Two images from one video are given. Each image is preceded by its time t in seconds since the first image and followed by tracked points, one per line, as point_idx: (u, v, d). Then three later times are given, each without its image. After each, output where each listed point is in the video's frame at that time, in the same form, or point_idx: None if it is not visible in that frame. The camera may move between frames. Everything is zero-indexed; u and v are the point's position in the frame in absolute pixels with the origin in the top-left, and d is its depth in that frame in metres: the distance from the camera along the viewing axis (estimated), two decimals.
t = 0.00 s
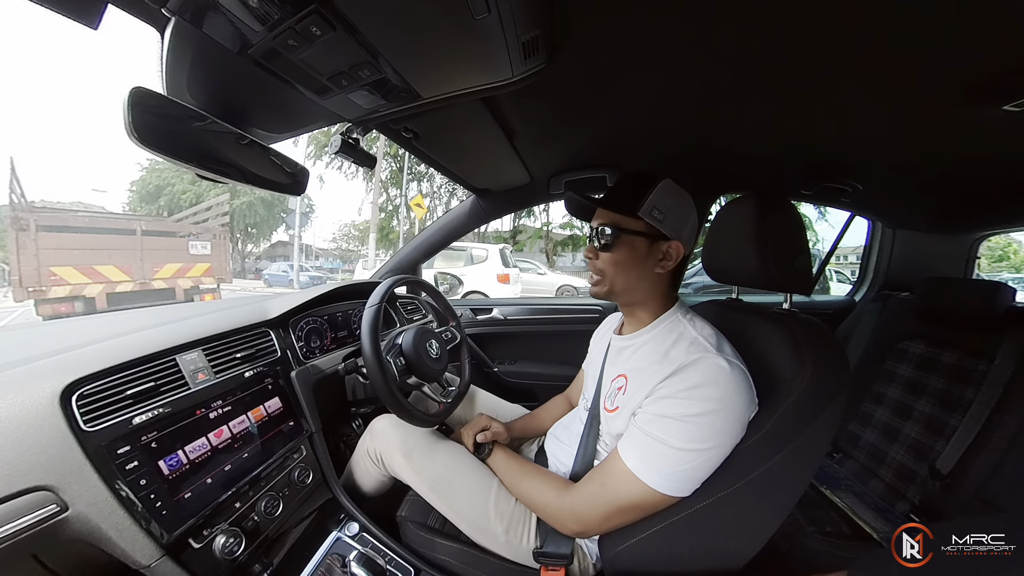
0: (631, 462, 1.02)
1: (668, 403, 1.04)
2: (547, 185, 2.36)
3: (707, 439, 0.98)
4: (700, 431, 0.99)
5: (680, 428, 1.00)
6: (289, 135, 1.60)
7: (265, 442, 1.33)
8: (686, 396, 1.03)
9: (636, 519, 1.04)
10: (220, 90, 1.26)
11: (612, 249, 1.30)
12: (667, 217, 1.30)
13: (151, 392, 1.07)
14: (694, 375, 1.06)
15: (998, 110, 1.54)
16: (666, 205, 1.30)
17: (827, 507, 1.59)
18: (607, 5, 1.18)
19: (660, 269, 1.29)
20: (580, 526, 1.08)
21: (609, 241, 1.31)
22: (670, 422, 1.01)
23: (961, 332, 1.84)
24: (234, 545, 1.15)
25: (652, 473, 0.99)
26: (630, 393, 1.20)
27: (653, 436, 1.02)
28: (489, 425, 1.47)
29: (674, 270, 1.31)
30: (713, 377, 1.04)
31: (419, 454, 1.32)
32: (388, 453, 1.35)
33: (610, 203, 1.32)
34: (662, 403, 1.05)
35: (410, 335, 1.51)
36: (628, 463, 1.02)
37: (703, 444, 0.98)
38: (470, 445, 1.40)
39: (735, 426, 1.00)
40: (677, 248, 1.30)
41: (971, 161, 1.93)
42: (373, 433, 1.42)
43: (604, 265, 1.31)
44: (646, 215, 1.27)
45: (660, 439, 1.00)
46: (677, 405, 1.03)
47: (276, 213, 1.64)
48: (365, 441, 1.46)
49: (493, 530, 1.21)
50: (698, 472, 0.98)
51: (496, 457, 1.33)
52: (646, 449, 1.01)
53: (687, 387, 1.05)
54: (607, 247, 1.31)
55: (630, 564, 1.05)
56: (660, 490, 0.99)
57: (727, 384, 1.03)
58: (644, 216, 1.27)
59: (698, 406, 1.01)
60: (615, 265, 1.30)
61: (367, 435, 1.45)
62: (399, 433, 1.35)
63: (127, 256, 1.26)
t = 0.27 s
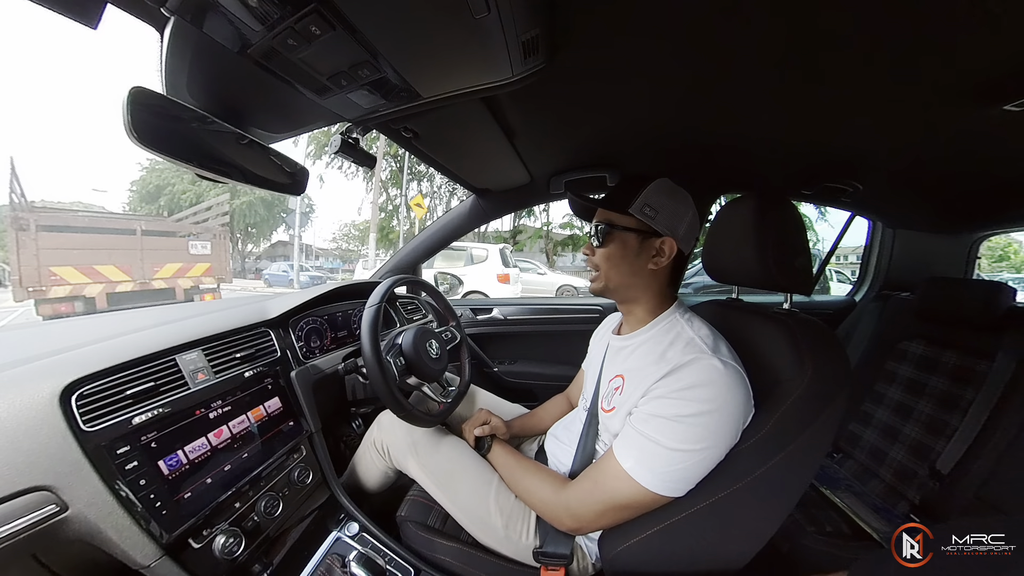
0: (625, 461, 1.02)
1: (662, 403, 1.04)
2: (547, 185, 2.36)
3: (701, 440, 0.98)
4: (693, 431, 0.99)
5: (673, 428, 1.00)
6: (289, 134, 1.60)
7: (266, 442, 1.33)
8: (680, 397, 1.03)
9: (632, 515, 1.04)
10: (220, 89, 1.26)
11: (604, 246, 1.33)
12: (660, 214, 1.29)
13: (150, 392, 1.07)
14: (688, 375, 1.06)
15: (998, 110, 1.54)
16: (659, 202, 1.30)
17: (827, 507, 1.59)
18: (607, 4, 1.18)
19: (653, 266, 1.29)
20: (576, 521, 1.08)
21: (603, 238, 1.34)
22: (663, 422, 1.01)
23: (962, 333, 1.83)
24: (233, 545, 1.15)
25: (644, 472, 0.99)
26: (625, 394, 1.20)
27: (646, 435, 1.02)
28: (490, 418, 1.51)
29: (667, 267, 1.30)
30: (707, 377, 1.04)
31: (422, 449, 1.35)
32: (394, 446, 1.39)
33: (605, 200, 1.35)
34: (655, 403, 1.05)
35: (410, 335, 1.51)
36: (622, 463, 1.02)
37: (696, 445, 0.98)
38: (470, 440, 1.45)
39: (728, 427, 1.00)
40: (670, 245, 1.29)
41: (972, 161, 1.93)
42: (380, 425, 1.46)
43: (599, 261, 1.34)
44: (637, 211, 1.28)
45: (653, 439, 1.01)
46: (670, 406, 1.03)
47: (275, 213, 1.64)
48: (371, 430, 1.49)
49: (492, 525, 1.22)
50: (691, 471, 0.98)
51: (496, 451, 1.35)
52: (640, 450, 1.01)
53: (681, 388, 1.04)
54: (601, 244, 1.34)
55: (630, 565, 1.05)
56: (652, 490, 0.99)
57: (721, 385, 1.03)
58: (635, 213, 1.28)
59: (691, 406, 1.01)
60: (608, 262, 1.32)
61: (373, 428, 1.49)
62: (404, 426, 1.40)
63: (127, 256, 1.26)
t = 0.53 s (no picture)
0: (628, 465, 1.02)
1: (666, 407, 1.04)
2: (547, 185, 2.36)
3: (705, 444, 0.98)
4: (697, 437, 0.98)
5: (677, 433, 0.99)
6: (290, 134, 1.60)
7: (265, 442, 1.33)
8: (684, 401, 1.03)
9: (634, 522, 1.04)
10: (220, 89, 1.26)
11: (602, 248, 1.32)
12: (659, 216, 1.30)
13: (150, 392, 1.08)
14: (691, 379, 1.06)
15: (998, 110, 1.54)
16: (658, 204, 1.30)
17: (826, 507, 1.59)
18: (607, 5, 1.18)
19: (652, 269, 1.28)
20: (578, 529, 1.08)
21: (601, 240, 1.33)
22: (667, 427, 1.01)
23: (962, 333, 1.83)
24: (233, 545, 1.15)
25: (648, 477, 0.99)
26: (627, 396, 1.20)
27: (650, 440, 1.02)
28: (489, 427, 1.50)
29: (666, 270, 1.30)
30: (711, 381, 1.04)
31: (407, 472, 1.27)
32: (376, 471, 1.31)
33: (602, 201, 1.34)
34: (658, 408, 1.05)
35: (410, 335, 1.51)
36: (625, 467, 1.02)
37: (700, 450, 0.98)
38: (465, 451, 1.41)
39: (732, 431, 1.00)
40: (670, 247, 1.29)
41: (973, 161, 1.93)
42: (357, 450, 1.39)
43: (597, 264, 1.34)
44: (636, 214, 1.28)
45: (657, 443, 1.00)
46: (674, 410, 1.03)
47: (276, 213, 1.64)
48: (349, 458, 1.43)
49: (493, 540, 1.21)
50: (694, 476, 0.98)
51: (492, 466, 1.32)
52: (643, 454, 1.01)
53: (685, 392, 1.04)
54: (600, 246, 1.33)
55: (629, 565, 1.05)
56: (656, 494, 0.99)
57: (724, 389, 1.02)
58: (634, 215, 1.27)
59: (695, 411, 1.01)
60: (607, 264, 1.31)
61: (352, 454, 1.42)
62: (385, 451, 1.31)
63: (127, 256, 1.26)
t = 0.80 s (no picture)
0: (632, 463, 1.02)
1: (671, 405, 1.04)
2: (547, 185, 2.36)
3: (709, 442, 0.98)
4: (702, 434, 0.98)
5: (682, 431, 1.00)
6: (290, 134, 1.60)
7: (265, 442, 1.33)
8: (689, 399, 1.03)
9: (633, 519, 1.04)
10: (220, 89, 1.26)
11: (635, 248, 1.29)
12: (687, 219, 1.35)
13: (150, 392, 1.08)
14: (696, 377, 1.06)
15: (998, 110, 1.54)
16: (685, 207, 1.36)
17: (827, 507, 1.59)
18: (606, 5, 1.18)
19: (679, 270, 1.32)
20: (578, 526, 1.09)
21: (637, 240, 1.29)
22: (673, 424, 1.01)
23: (962, 333, 1.83)
24: (233, 545, 1.15)
25: (653, 475, 0.99)
26: (631, 395, 1.20)
27: (654, 438, 1.02)
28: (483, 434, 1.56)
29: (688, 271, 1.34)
30: (716, 379, 1.04)
31: (402, 478, 1.27)
32: (370, 480, 1.31)
33: (631, 199, 1.31)
34: (664, 405, 1.05)
35: (411, 335, 1.51)
36: (629, 464, 1.03)
37: (705, 448, 0.98)
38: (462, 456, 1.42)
39: (737, 430, 1.00)
40: (694, 250, 1.35)
41: (973, 161, 1.93)
42: (349, 462, 1.38)
43: (629, 264, 1.29)
44: (673, 214, 1.31)
45: (662, 441, 1.01)
46: (680, 408, 1.03)
47: (276, 213, 1.63)
48: (342, 471, 1.42)
49: (493, 543, 1.21)
50: (698, 473, 0.98)
51: (491, 467, 1.32)
52: (648, 451, 1.01)
53: (690, 389, 1.04)
54: (634, 246, 1.29)
55: (629, 564, 1.05)
56: (660, 492, 0.99)
57: (730, 388, 1.02)
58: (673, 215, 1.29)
59: (700, 409, 1.01)
60: (642, 265, 1.28)
61: (345, 464, 1.41)
62: (381, 458, 1.31)
63: (127, 256, 1.26)
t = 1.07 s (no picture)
0: (633, 462, 1.02)
1: (673, 404, 1.04)
2: (547, 185, 2.37)
3: (710, 441, 0.98)
4: (703, 433, 0.98)
5: (683, 429, 1.00)
6: (289, 134, 1.60)
7: (264, 442, 1.33)
8: (691, 398, 1.03)
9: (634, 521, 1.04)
10: (220, 89, 1.26)
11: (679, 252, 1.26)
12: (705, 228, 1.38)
13: (150, 392, 1.08)
14: (697, 376, 1.06)
15: (998, 110, 1.54)
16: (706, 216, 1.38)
17: (827, 507, 1.59)
18: (606, 5, 1.18)
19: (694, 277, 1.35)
20: (577, 526, 1.09)
21: (686, 246, 1.25)
22: (674, 423, 1.01)
23: (962, 333, 1.83)
24: (233, 545, 1.15)
25: (654, 474, 0.99)
26: (632, 395, 1.20)
27: (656, 437, 1.02)
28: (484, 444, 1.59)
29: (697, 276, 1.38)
30: (718, 379, 1.04)
31: (402, 478, 1.27)
32: (371, 479, 1.31)
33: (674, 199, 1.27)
34: (665, 404, 1.05)
35: (410, 335, 1.51)
36: (630, 463, 1.03)
37: (706, 447, 0.98)
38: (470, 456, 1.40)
39: (738, 429, 1.00)
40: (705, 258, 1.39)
41: (973, 161, 1.93)
42: (350, 461, 1.38)
43: (673, 271, 1.26)
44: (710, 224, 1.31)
45: (663, 440, 1.00)
46: (681, 407, 1.03)
47: (276, 213, 1.63)
48: (342, 470, 1.42)
49: (493, 543, 1.20)
50: (699, 473, 0.98)
51: (494, 468, 1.31)
52: (649, 450, 1.01)
53: (691, 389, 1.04)
54: (680, 252, 1.25)
55: (629, 564, 1.06)
56: (661, 492, 0.99)
57: (731, 387, 1.02)
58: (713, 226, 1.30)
59: (701, 407, 1.01)
60: (683, 273, 1.26)
61: (345, 464, 1.41)
62: (380, 460, 1.31)
63: (127, 256, 1.26)
